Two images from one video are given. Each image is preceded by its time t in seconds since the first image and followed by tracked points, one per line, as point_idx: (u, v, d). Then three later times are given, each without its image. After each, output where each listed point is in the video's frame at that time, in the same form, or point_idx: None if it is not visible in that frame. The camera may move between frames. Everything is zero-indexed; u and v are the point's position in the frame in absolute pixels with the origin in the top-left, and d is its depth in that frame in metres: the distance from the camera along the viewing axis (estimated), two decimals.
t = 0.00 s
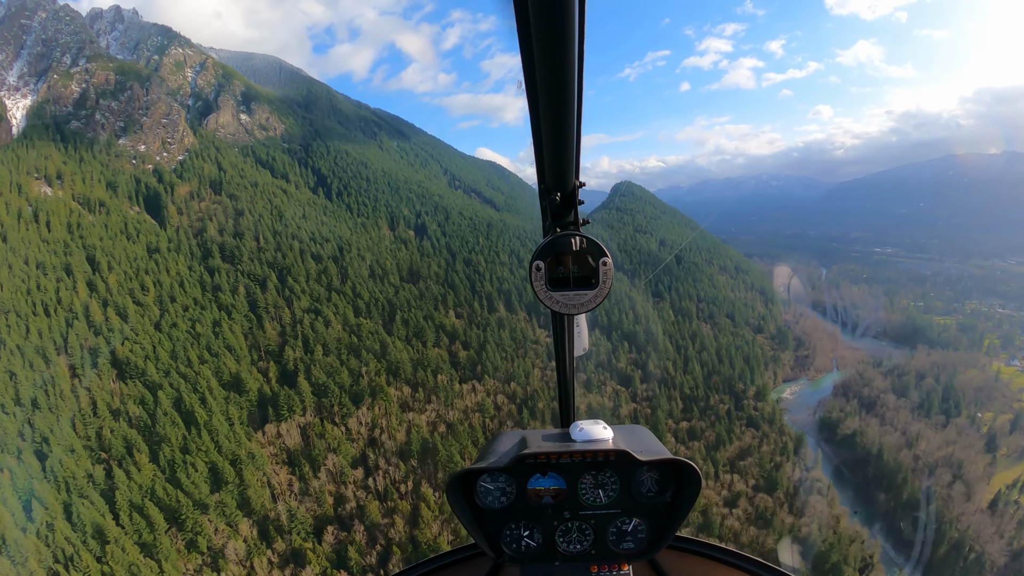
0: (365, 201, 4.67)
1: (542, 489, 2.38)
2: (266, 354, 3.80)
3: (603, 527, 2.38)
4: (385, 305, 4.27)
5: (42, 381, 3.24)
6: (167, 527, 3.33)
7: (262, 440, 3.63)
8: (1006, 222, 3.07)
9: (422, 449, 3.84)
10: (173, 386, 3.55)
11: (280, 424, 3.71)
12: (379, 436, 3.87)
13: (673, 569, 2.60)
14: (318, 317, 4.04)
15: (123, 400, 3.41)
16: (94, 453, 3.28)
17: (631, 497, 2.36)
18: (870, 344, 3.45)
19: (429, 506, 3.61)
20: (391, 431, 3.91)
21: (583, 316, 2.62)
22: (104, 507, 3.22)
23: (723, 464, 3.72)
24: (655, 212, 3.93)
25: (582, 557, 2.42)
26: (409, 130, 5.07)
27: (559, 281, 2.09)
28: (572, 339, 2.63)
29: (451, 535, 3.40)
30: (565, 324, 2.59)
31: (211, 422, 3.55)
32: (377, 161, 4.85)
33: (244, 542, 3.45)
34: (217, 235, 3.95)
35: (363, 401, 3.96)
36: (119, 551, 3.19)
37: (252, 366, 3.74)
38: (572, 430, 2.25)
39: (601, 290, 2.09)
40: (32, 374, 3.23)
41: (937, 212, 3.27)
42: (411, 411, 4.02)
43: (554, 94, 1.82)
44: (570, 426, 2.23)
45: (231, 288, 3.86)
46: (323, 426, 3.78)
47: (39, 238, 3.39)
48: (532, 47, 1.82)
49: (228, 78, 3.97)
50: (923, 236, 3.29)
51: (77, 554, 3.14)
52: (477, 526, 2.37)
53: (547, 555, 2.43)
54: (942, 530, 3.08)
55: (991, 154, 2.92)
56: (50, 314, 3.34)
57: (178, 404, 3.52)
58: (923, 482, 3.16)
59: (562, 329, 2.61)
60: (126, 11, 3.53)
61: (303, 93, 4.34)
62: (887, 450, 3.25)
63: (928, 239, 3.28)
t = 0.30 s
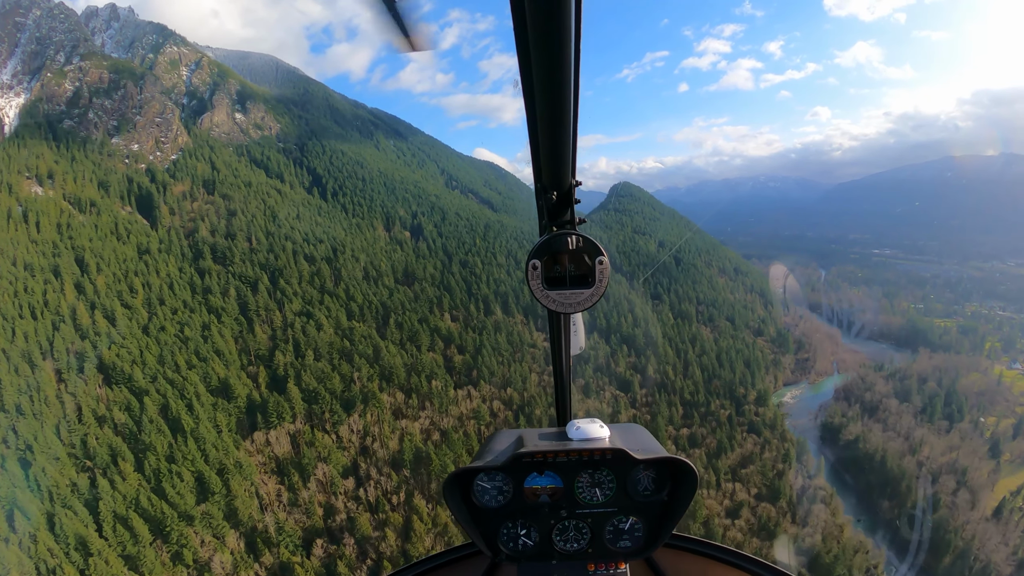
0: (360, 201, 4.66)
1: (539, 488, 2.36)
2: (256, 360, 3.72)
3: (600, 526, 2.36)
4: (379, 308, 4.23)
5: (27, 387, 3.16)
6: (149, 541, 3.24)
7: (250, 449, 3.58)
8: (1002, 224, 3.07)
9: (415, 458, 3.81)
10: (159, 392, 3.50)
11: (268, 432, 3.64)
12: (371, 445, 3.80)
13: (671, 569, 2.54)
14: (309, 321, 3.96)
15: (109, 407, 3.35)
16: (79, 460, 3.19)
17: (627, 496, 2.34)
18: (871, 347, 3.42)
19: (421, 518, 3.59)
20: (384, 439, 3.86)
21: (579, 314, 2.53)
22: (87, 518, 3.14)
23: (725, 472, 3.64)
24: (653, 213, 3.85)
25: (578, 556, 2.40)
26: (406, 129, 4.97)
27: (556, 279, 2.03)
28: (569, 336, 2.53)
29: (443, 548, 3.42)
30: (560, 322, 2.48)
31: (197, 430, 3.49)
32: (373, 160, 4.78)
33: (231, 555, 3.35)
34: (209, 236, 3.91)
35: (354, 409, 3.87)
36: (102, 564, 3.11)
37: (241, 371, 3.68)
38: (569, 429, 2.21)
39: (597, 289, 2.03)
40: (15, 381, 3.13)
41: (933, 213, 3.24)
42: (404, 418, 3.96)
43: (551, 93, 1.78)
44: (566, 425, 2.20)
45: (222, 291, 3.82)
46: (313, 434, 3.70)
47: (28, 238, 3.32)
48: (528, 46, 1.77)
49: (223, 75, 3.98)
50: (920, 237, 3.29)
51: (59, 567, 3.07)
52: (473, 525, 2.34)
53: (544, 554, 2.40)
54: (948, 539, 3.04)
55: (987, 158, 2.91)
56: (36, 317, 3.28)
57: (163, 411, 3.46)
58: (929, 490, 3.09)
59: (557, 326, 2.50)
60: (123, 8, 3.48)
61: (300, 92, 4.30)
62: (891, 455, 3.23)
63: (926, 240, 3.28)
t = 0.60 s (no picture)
0: (355, 202, 4.57)
1: (540, 487, 2.36)
2: (246, 365, 3.68)
3: (600, 524, 2.37)
4: (373, 312, 4.17)
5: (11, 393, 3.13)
6: (135, 553, 3.23)
7: (237, 457, 3.52)
8: (1000, 226, 3.04)
9: (407, 468, 3.79)
10: (145, 399, 3.45)
11: (257, 441, 3.59)
12: (363, 455, 3.76)
13: (673, 568, 2.56)
14: (301, 324, 3.94)
15: (95, 412, 3.30)
16: (65, 470, 3.18)
17: (627, 495, 2.34)
18: (872, 349, 3.43)
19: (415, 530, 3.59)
20: (375, 447, 3.82)
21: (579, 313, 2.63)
22: (71, 530, 3.12)
23: (727, 480, 3.56)
24: (652, 214, 3.78)
25: (580, 555, 2.39)
26: (403, 129, 4.70)
27: (556, 278, 2.07)
28: (569, 336, 2.63)
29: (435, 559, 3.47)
30: (561, 321, 2.58)
31: (183, 437, 3.43)
32: (369, 160, 4.69)
33: (218, 568, 3.35)
34: (201, 236, 3.87)
35: (346, 416, 3.85)
36: None
37: (230, 376, 3.63)
38: (569, 427, 2.22)
39: (597, 288, 2.06)
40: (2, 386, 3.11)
41: (928, 215, 3.24)
42: (397, 426, 3.95)
43: (550, 91, 1.74)
44: (567, 424, 2.21)
45: (212, 294, 3.76)
46: (303, 443, 3.67)
47: (16, 241, 3.26)
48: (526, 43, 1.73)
49: (217, 75, 3.69)
50: (920, 238, 3.28)
51: None
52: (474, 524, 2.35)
53: (545, 553, 2.39)
54: (955, 548, 3.05)
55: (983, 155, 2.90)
56: (23, 320, 3.21)
57: (149, 418, 3.41)
58: (931, 499, 3.08)
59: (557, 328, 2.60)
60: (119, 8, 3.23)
61: (296, 92, 3.96)
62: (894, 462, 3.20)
63: (924, 241, 3.27)
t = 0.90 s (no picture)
0: (351, 202, 4.57)
1: (544, 486, 2.28)
2: (236, 369, 3.64)
3: (606, 524, 2.29)
4: (367, 315, 4.14)
5: None
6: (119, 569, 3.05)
7: (225, 467, 3.43)
8: (1005, 228, 2.97)
9: (400, 479, 3.62)
10: (131, 406, 3.34)
11: (245, 449, 3.50)
12: (353, 464, 3.63)
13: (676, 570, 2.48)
14: (294, 328, 3.89)
15: (81, 419, 3.15)
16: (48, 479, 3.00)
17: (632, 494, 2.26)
18: (874, 351, 3.40)
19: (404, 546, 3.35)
20: (367, 456, 3.69)
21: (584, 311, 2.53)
22: (52, 545, 2.94)
23: (729, 489, 3.47)
24: (651, 216, 3.76)
25: (585, 554, 2.33)
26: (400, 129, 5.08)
27: (559, 277, 1.97)
28: (572, 334, 2.53)
29: None
30: (565, 320, 2.49)
31: (169, 446, 3.32)
32: (363, 157, 4.73)
33: None
34: (191, 237, 3.85)
35: (336, 424, 3.77)
36: None
37: (219, 382, 3.57)
38: (573, 427, 2.13)
39: (601, 287, 1.97)
40: None
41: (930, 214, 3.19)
42: (390, 434, 3.81)
43: (551, 89, 1.68)
44: (571, 423, 2.12)
45: (202, 296, 3.74)
46: (292, 451, 3.58)
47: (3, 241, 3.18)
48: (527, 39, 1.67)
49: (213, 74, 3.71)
50: (920, 239, 3.21)
51: None
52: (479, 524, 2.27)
53: (549, 552, 2.33)
54: (962, 560, 2.86)
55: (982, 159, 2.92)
56: (10, 323, 3.11)
57: (136, 426, 3.31)
58: (936, 506, 2.96)
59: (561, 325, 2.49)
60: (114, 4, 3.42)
61: (290, 90, 4.27)
62: (898, 468, 3.09)
63: (924, 241, 3.21)
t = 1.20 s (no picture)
0: (347, 202, 4.52)
1: (549, 485, 2.27)
2: (225, 374, 3.54)
3: (609, 523, 2.28)
4: (361, 318, 4.06)
5: None
6: None
7: (214, 476, 3.41)
8: (1006, 228, 2.97)
9: (393, 489, 3.70)
10: (117, 413, 3.25)
11: (233, 458, 3.48)
12: (346, 474, 3.68)
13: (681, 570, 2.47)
14: (285, 332, 3.80)
15: (66, 427, 3.08)
16: (33, 489, 2.94)
17: (636, 493, 2.25)
18: (874, 353, 3.35)
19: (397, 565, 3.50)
20: (359, 466, 3.73)
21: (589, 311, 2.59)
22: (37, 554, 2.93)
23: (732, 499, 3.52)
24: (651, 217, 3.78)
25: (590, 553, 2.31)
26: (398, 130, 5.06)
27: (565, 276, 1.99)
28: (577, 332, 2.59)
29: None
30: (571, 319, 2.53)
31: (154, 456, 3.28)
32: (361, 159, 4.73)
33: None
34: (183, 239, 3.76)
35: (327, 433, 3.73)
36: None
37: (208, 389, 3.50)
38: (578, 426, 2.12)
39: (607, 286, 1.98)
40: None
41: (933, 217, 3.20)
42: (383, 442, 3.82)
43: (556, 85, 1.69)
44: (577, 423, 2.10)
45: (192, 300, 3.65)
46: (281, 460, 3.56)
47: None
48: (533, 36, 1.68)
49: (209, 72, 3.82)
50: (921, 240, 3.24)
51: None
52: (484, 523, 2.25)
53: (554, 552, 2.32)
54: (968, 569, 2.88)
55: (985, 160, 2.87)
56: None
57: (122, 435, 3.23)
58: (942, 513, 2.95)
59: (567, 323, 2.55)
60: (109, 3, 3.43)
61: (287, 90, 4.28)
62: (903, 474, 3.07)
63: (924, 243, 3.23)
